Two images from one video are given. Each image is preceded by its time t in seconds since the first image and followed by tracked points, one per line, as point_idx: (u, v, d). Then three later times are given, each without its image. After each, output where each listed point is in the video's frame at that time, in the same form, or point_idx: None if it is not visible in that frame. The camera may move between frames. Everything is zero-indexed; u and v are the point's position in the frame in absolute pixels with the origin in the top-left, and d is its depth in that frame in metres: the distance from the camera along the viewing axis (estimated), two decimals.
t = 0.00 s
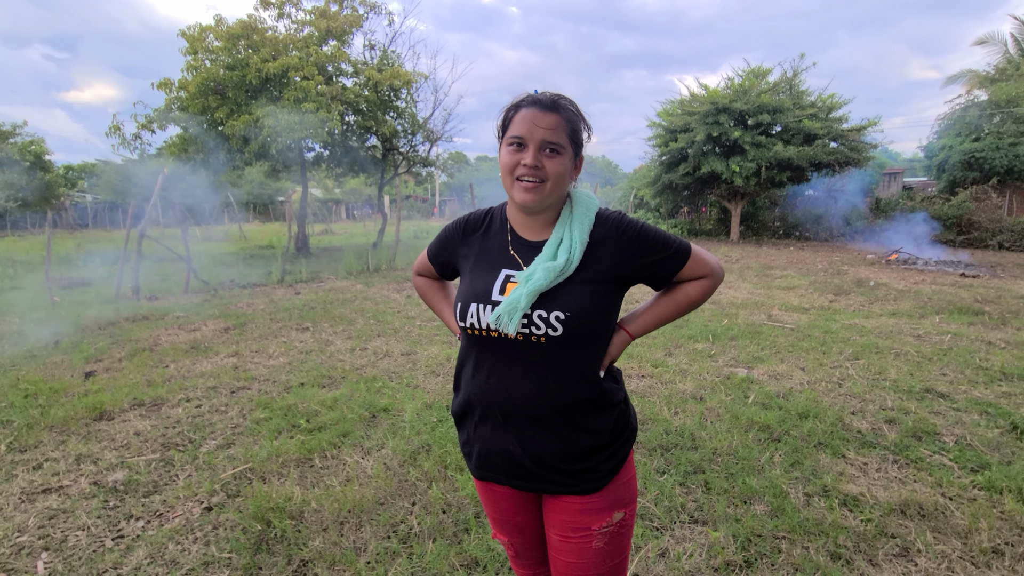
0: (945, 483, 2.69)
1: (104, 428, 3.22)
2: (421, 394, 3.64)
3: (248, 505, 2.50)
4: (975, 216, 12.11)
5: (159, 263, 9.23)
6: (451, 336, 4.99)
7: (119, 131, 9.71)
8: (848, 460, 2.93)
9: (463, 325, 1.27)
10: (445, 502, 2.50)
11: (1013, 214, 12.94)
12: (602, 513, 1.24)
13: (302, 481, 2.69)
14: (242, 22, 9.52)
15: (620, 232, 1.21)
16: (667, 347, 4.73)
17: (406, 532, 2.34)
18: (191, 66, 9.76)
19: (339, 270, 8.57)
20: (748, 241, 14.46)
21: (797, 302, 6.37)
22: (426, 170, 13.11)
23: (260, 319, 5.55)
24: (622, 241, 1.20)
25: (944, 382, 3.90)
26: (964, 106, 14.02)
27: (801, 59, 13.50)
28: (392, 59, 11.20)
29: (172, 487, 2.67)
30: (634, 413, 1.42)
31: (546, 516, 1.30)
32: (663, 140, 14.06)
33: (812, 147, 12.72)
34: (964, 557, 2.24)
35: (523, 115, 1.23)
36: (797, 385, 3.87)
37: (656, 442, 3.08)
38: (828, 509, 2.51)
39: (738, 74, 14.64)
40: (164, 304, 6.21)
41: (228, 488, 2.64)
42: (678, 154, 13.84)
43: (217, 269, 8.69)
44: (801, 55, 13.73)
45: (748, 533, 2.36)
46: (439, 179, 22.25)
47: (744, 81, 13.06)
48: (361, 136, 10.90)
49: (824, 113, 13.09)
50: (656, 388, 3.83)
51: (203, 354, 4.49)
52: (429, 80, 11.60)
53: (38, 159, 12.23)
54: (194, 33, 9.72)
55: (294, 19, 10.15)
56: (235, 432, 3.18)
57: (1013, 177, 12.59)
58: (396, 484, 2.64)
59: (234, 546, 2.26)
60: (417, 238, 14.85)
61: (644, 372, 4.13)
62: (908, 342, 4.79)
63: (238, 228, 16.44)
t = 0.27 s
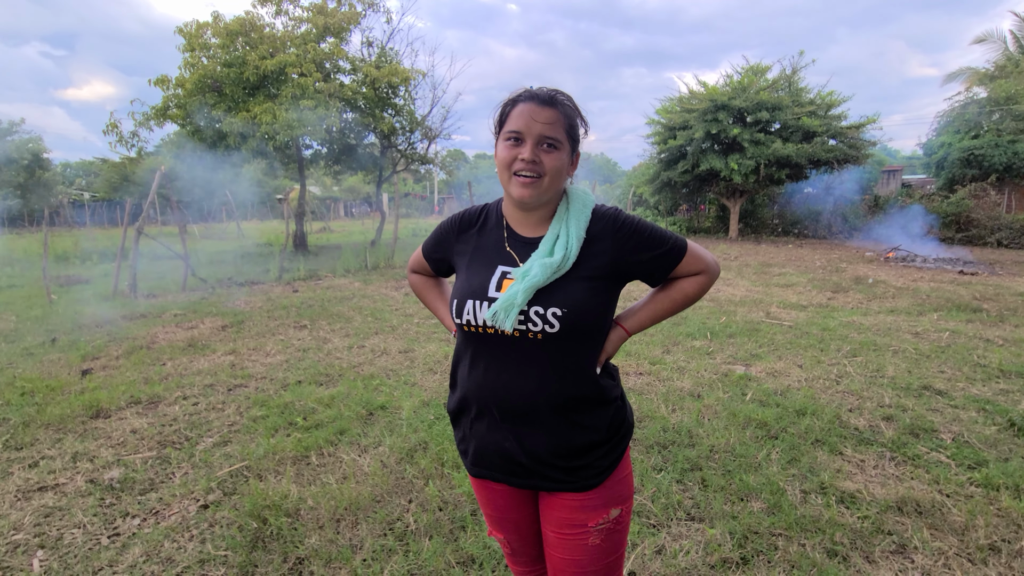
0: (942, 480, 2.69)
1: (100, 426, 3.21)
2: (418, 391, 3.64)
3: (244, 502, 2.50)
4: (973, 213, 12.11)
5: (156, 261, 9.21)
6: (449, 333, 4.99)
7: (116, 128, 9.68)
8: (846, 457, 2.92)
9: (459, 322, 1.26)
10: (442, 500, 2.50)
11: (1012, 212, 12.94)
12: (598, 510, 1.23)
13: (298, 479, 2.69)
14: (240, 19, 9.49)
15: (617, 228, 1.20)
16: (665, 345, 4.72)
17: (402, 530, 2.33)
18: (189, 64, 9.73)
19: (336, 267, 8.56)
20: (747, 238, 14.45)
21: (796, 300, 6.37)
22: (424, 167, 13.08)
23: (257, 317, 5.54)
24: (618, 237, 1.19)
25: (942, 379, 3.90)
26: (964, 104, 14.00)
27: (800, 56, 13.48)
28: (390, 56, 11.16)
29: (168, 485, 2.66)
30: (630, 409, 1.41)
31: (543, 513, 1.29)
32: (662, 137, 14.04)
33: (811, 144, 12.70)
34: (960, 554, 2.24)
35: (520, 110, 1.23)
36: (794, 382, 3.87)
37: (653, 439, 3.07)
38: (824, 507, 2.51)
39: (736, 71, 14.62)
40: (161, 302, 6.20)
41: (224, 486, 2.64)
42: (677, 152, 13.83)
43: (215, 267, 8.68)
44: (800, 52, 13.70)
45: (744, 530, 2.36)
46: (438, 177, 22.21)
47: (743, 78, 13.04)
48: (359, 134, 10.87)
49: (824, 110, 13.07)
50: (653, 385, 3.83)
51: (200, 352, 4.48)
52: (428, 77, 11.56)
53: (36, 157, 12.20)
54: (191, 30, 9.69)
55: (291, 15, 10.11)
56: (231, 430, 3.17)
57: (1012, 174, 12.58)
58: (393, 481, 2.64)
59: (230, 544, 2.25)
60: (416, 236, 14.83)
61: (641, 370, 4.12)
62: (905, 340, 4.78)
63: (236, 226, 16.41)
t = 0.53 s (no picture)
0: (941, 481, 2.70)
1: (99, 428, 3.21)
2: (417, 392, 3.64)
3: (242, 505, 2.49)
4: (972, 213, 12.11)
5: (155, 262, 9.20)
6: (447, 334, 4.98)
7: (114, 128, 9.67)
8: (844, 459, 2.93)
9: (458, 326, 1.26)
10: (440, 502, 2.50)
11: (1010, 211, 12.95)
12: (597, 514, 1.23)
13: (296, 481, 2.68)
14: (238, 18, 9.49)
15: (615, 233, 1.20)
16: (663, 345, 4.72)
17: (401, 533, 2.33)
18: (187, 63, 9.71)
19: (335, 268, 8.56)
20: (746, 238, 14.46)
21: (794, 300, 6.37)
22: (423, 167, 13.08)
23: (256, 317, 5.54)
24: (617, 242, 1.19)
25: (940, 379, 3.91)
26: (962, 103, 14.01)
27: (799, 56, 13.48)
28: (389, 56, 11.15)
29: (166, 487, 2.66)
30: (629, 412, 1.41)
31: (541, 516, 1.29)
32: (661, 137, 14.05)
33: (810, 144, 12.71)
34: (958, 555, 2.24)
35: (519, 114, 1.22)
36: (793, 383, 3.88)
37: (651, 441, 3.07)
38: (823, 508, 2.51)
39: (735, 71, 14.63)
40: (159, 303, 6.20)
41: (223, 488, 2.64)
42: (676, 152, 13.84)
43: (213, 267, 8.67)
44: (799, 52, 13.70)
45: (743, 532, 2.36)
46: (436, 176, 22.17)
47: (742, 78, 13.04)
48: (358, 134, 10.86)
49: (822, 110, 13.07)
50: (652, 386, 3.83)
51: (198, 353, 4.48)
52: (426, 77, 11.55)
53: (34, 156, 12.18)
54: (189, 30, 9.68)
55: (290, 15, 10.09)
56: (229, 431, 3.17)
57: (1010, 174, 12.59)
58: (391, 483, 2.63)
59: (228, 547, 2.25)
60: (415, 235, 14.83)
61: (640, 371, 4.13)
62: (904, 340, 4.79)
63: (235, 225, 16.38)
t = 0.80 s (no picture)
0: (938, 480, 2.71)
1: (94, 429, 3.19)
2: (415, 393, 3.63)
3: (240, 506, 2.48)
4: (967, 212, 12.16)
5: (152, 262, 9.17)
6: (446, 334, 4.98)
7: (109, 128, 9.62)
8: (842, 458, 2.94)
9: (457, 327, 1.25)
10: (439, 503, 2.49)
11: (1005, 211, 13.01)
12: (598, 514, 1.23)
13: (295, 483, 2.67)
14: (234, 18, 9.46)
15: (615, 232, 1.20)
16: (661, 345, 4.73)
17: (400, 534, 2.33)
18: (183, 63, 9.67)
19: (333, 269, 8.54)
20: (743, 238, 14.50)
21: (791, 300, 6.39)
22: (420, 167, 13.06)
23: (253, 318, 5.52)
24: (616, 241, 1.19)
25: (938, 378, 3.92)
26: (957, 103, 14.07)
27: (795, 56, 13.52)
28: (386, 56, 11.14)
29: (163, 489, 2.64)
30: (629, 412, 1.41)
31: (542, 518, 1.29)
32: (658, 137, 14.07)
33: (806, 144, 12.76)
34: (956, 554, 2.25)
35: (516, 115, 1.22)
36: (790, 382, 3.89)
37: (650, 441, 3.08)
38: (821, 508, 2.51)
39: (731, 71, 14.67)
40: (156, 303, 6.17)
41: (220, 490, 2.62)
42: (672, 152, 13.87)
43: (210, 268, 8.64)
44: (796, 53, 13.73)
45: (742, 531, 2.36)
46: (434, 176, 22.14)
47: (738, 78, 13.07)
48: (355, 134, 10.83)
49: (819, 110, 13.11)
50: (650, 386, 3.83)
51: (195, 354, 4.46)
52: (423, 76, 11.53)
53: (28, 157, 12.12)
54: (185, 29, 9.64)
55: (286, 15, 10.05)
56: (227, 432, 3.16)
57: (1005, 174, 12.66)
58: (390, 484, 2.63)
59: (227, 549, 2.24)
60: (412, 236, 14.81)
61: (638, 371, 4.13)
62: (901, 339, 4.81)
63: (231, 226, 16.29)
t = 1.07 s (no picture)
0: (937, 478, 2.72)
1: (94, 433, 3.18)
2: (415, 394, 3.63)
3: (241, 509, 2.48)
4: (963, 211, 12.25)
5: (149, 264, 9.14)
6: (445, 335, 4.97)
7: (106, 130, 9.59)
8: (842, 456, 2.94)
9: (462, 323, 1.24)
10: (441, 504, 2.49)
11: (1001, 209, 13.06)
12: (603, 515, 1.23)
13: (296, 485, 2.67)
14: (231, 19, 9.45)
15: (619, 231, 1.19)
16: (661, 345, 4.73)
17: (402, 535, 2.33)
18: (180, 64, 9.65)
19: (331, 270, 8.54)
20: (740, 237, 14.52)
21: (790, 299, 6.40)
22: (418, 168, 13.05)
23: (251, 320, 5.50)
24: (621, 238, 1.19)
25: (936, 376, 3.94)
26: (953, 102, 14.12)
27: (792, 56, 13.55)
28: (383, 56, 11.13)
29: (164, 492, 2.64)
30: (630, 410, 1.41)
31: (546, 519, 1.29)
32: (656, 137, 14.09)
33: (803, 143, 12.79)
34: (956, 551, 2.25)
35: (525, 123, 1.20)
36: (790, 381, 3.90)
37: (650, 441, 3.08)
38: (822, 506, 2.52)
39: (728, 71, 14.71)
40: (154, 306, 6.15)
41: (221, 493, 2.62)
42: (670, 151, 13.89)
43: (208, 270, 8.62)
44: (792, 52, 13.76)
45: (743, 530, 2.37)
46: (431, 177, 22.12)
47: (735, 78, 13.09)
48: (353, 135, 10.82)
49: (815, 109, 13.14)
50: (650, 386, 3.84)
51: (194, 356, 4.45)
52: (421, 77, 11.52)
53: (25, 159, 12.08)
54: (181, 31, 9.62)
55: (283, 16, 10.04)
56: (227, 435, 3.15)
57: (1001, 172, 12.73)
58: (391, 486, 2.63)
59: (228, 551, 2.24)
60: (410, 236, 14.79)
61: (638, 371, 4.13)
62: (899, 338, 4.83)
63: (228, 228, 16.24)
